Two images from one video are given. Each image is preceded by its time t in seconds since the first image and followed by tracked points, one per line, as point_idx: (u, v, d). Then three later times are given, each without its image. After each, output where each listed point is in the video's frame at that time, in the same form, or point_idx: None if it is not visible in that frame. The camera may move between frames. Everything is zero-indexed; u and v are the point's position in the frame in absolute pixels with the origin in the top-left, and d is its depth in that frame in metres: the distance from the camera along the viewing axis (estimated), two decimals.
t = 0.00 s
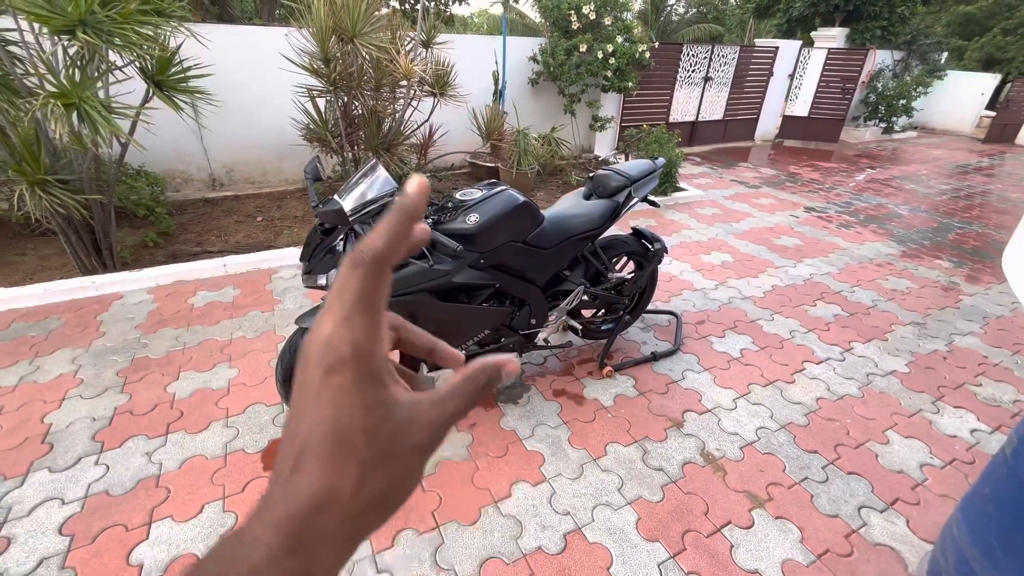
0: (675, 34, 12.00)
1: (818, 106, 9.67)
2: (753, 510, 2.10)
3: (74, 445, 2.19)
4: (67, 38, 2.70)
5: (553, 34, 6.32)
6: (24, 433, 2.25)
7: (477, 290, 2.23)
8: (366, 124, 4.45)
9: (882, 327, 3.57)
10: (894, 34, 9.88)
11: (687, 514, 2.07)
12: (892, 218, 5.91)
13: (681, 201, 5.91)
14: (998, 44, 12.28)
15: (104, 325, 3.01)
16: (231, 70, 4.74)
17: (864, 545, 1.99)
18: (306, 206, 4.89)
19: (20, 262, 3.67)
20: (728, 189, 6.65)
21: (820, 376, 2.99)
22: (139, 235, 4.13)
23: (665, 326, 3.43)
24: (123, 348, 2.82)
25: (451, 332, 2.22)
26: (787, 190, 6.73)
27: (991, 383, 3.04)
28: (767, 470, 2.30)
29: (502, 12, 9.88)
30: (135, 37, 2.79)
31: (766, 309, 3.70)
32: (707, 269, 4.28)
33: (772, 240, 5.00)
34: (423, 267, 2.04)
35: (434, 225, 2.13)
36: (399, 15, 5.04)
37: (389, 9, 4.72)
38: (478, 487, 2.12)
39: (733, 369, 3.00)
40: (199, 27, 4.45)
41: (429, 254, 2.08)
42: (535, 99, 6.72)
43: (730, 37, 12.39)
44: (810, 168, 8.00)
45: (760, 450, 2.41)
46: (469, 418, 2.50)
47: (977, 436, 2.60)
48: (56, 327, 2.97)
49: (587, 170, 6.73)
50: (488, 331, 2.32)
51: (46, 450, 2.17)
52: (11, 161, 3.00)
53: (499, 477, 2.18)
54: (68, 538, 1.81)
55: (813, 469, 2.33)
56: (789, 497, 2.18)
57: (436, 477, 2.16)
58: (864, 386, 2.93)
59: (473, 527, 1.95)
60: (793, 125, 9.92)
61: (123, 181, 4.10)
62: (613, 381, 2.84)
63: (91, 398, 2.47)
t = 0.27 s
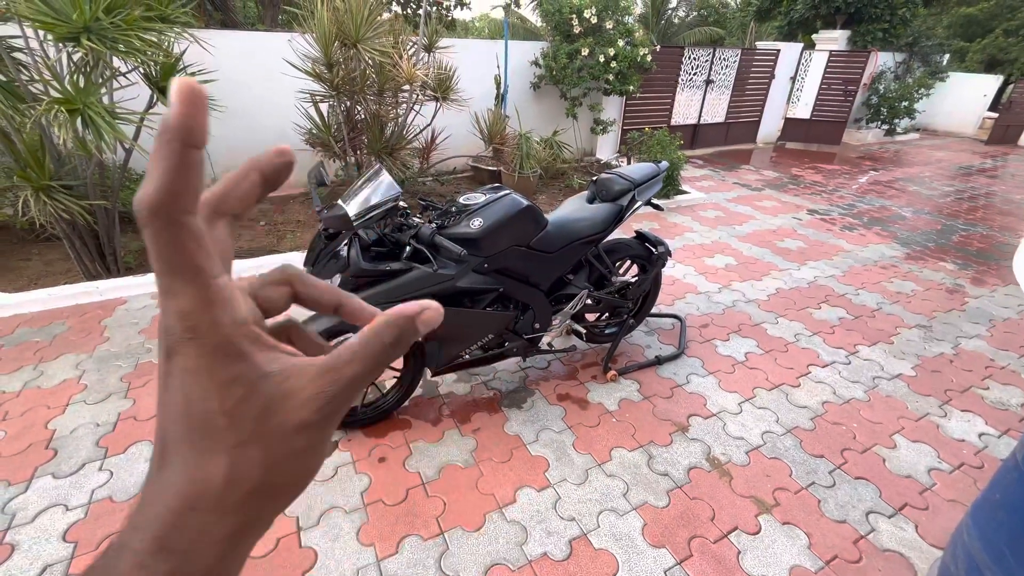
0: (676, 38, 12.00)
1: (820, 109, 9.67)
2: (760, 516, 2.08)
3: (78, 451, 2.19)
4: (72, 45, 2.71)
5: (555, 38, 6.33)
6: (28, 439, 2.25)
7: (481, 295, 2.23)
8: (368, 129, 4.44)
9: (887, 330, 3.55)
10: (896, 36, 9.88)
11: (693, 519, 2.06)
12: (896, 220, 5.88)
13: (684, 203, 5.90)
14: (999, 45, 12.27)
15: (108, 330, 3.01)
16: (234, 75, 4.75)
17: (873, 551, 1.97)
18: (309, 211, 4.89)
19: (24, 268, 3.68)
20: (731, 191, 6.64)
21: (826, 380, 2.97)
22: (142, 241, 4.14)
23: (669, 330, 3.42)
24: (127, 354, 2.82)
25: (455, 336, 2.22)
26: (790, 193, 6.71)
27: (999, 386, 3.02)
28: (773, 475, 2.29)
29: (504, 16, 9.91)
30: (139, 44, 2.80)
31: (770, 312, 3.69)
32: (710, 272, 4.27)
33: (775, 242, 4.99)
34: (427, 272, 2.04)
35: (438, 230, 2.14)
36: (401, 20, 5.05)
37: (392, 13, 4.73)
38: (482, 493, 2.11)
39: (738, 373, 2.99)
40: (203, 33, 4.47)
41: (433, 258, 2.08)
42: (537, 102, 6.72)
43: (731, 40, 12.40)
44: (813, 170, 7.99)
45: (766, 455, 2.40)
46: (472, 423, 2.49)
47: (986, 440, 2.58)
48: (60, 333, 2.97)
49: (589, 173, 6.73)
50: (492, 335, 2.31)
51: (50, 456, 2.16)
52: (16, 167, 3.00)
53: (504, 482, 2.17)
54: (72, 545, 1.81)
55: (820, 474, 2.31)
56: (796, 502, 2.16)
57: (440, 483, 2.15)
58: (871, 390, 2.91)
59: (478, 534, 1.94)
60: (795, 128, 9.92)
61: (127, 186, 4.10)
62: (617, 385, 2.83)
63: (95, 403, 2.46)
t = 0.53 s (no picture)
0: (680, 38, 11.99)
1: (826, 108, 9.62)
2: (768, 520, 2.05)
3: (82, 453, 2.19)
4: (77, 46, 2.71)
5: (559, 38, 6.31)
6: (33, 440, 2.25)
7: (485, 296, 2.21)
8: (372, 129, 4.45)
9: (895, 331, 3.52)
10: (902, 35, 9.81)
11: (700, 523, 2.04)
12: (903, 220, 5.84)
13: (688, 204, 5.87)
14: (1007, 44, 12.17)
15: (113, 331, 3.02)
16: (239, 76, 4.76)
17: (884, 556, 1.94)
18: (313, 212, 4.90)
19: (30, 269, 3.69)
20: (736, 191, 6.60)
21: (834, 382, 2.94)
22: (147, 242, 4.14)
23: (675, 331, 3.39)
24: (132, 355, 2.82)
25: (459, 338, 2.20)
26: (795, 193, 6.67)
27: (1010, 388, 2.98)
28: (781, 479, 2.26)
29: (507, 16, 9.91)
30: (144, 45, 2.80)
31: (776, 313, 3.66)
32: (716, 273, 4.24)
33: (781, 243, 4.95)
34: (432, 273, 2.02)
35: (442, 231, 2.12)
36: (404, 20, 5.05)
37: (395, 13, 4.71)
38: (487, 496, 2.10)
39: (745, 374, 2.96)
40: (207, 34, 4.47)
41: (438, 259, 2.06)
42: (541, 103, 6.71)
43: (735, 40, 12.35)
44: (818, 170, 7.94)
45: (774, 458, 2.37)
46: (477, 425, 2.48)
47: (997, 444, 2.54)
48: (66, 333, 2.97)
49: (593, 174, 6.71)
50: (497, 337, 2.29)
51: (55, 457, 2.16)
52: (22, 168, 3.01)
53: (509, 485, 2.15)
54: (76, 546, 1.80)
55: (829, 477, 2.28)
56: (804, 506, 2.13)
57: (445, 485, 2.13)
58: (879, 392, 2.88)
59: (483, 537, 1.92)
60: (800, 127, 9.87)
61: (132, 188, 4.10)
62: (622, 387, 2.81)
63: (99, 405, 2.46)
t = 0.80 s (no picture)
0: (687, 41, 11.96)
1: (836, 111, 9.55)
2: (782, 529, 2.03)
3: (97, 456, 2.21)
4: (94, 54, 2.75)
5: (566, 42, 6.31)
6: (49, 443, 2.27)
7: (495, 301, 2.21)
8: (382, 134, 4.49)
9: (909, 337, 3.47)
10: (913, 36, 9.73)
11: (712, 531, 2.02)
12: (915, 224, 5.77)
13: (698, 208, 5.85)
14: (1020, 45, 12.02)
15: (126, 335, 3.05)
16: (250, 82, 4.81)
17: (901, 566, 1.91)
18: (323, 216, 4.93)
19: (46, 273, 3.74)
20: (745, 195, 6.56)
21: (847, 388, 2.90)
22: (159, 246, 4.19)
23: (685, 336, 3.37)
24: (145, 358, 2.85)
25: (469, 343, 2.20)
26: (805, 196, 6.62)
27: None
28: (795, 487, 2.24)
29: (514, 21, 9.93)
30: (159, 53, 2.83)
31: (788, 319, 3.62)
32: (726, 277, 4.21)
33: (792, 247, 4.91)
34: (443, 279, 2.02)
35: (453, 236, 2.12)
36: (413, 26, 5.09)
37: (405, 19, 4.72)
38: (498, 502, 2.09)
39: (756, 380, 2.93)
40: (219, 41, 4.52)
41: (448, 265, 2.06)
42: (549, 107, 6.72)
43: (743, 43, 12.31)
44: (829, 173, 7.87)
45: (787, 466, 2.34)
46: (486, 430, 2.47)
47: (1016, 452, 2.50)
48: (80, 337, 3.01)
49: (602, 178, 6.70)
50: (507, 342, 2.29)
51: (71, 459, 2.19)
52: (39, 174, 3.07)
53: (518, 491, 2.14)
54: (90, 549, 1.82)
55: (844, 486, 2.25)
56: (818, 515, 2.10)
57: (455, 491, 2.13)
58: (894, 399, 2.84)
59: (493, 543, 1.91)
60: (809, 130, 9.80)
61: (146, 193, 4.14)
62: (632, 393, 2.79)
63: (113, 408, 2.49)
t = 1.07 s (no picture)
0: (689, 42, 11.97)
1: (838, 112, 9.54)
2: (784, 529, 2.03)
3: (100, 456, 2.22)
4: (99, 57, 2.77)
5: (568, 44, 6.33)
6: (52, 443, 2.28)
7: (497, 301, 2.22)
8: (384, 136, 4.51)
9: (913, 338, 3.46)
10: (916, 37, 9.73)
11: (714, 531, 2.01)
12: (918, 224, 5.76)
13: (700, 208, 5.84)
14: None
15: (130, 335, 3.06)
16: (253, 85, 4.83)
17: (904, 567, 1.91)
18: (325, 218, 4.95)
19: (50, 274, 3.76)
20: (747, 196, 6.56)
21: (850, 389, 2.90)
22: (163, 247, 4.21)
23: (687, 337, 3.37)
24: (148, 359, 2.86)
25: (471, 343, 2.21)
26: (808, 197, 6.61)
27: None
28: (797, 487, 2.23)
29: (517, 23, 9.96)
30: (163, 55, 2.85)
31: (790, 319, 3.62)
32: (728, 278, 4.21)
33: (794, 248, 4.91)
34: (444, 279, 2.03)
35: (455, 236, 2.13)
36: (415, 27, 5.10)
37: (407, 21, 4.73)
38: (499, 502, 2.09)
39: (759, 381, 2.93)
40: (223, 43, 4.55)
41: (450, 265, 2.07)
42: (551, 108, 6.73)
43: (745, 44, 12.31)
44: (831, 174, 7.86)
45: (789, 466, 2.34)
46: (488, 431, 2.47)
47: (1020, 453, 2.49)
48: (84, 338, 3.02)
49: (603, 179, 6.70)
50: (508, 342, 2.29)
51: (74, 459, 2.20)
52: (44, 176, 3.09)
53: (520, 491, 2.14)
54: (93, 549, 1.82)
55: (846, 487, 2.25)
56: (821, 515, 2.10)
57: (456, 491, 2.13)
58: (897, 399, 2.83)
59: (494, 543, 1.92)
60: (812, 131, 9.80)
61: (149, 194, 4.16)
62: (634, 393, 2.79)
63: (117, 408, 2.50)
